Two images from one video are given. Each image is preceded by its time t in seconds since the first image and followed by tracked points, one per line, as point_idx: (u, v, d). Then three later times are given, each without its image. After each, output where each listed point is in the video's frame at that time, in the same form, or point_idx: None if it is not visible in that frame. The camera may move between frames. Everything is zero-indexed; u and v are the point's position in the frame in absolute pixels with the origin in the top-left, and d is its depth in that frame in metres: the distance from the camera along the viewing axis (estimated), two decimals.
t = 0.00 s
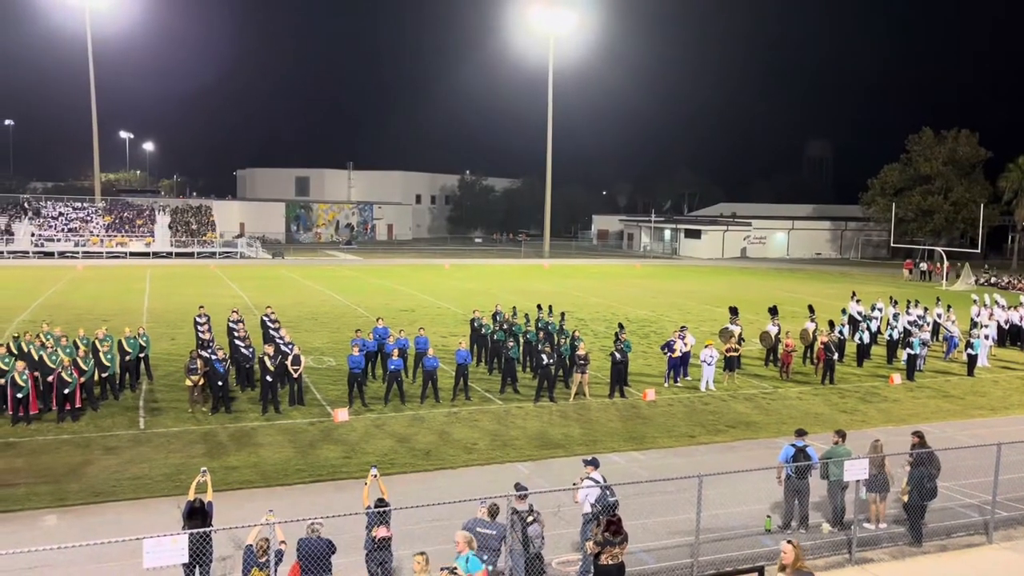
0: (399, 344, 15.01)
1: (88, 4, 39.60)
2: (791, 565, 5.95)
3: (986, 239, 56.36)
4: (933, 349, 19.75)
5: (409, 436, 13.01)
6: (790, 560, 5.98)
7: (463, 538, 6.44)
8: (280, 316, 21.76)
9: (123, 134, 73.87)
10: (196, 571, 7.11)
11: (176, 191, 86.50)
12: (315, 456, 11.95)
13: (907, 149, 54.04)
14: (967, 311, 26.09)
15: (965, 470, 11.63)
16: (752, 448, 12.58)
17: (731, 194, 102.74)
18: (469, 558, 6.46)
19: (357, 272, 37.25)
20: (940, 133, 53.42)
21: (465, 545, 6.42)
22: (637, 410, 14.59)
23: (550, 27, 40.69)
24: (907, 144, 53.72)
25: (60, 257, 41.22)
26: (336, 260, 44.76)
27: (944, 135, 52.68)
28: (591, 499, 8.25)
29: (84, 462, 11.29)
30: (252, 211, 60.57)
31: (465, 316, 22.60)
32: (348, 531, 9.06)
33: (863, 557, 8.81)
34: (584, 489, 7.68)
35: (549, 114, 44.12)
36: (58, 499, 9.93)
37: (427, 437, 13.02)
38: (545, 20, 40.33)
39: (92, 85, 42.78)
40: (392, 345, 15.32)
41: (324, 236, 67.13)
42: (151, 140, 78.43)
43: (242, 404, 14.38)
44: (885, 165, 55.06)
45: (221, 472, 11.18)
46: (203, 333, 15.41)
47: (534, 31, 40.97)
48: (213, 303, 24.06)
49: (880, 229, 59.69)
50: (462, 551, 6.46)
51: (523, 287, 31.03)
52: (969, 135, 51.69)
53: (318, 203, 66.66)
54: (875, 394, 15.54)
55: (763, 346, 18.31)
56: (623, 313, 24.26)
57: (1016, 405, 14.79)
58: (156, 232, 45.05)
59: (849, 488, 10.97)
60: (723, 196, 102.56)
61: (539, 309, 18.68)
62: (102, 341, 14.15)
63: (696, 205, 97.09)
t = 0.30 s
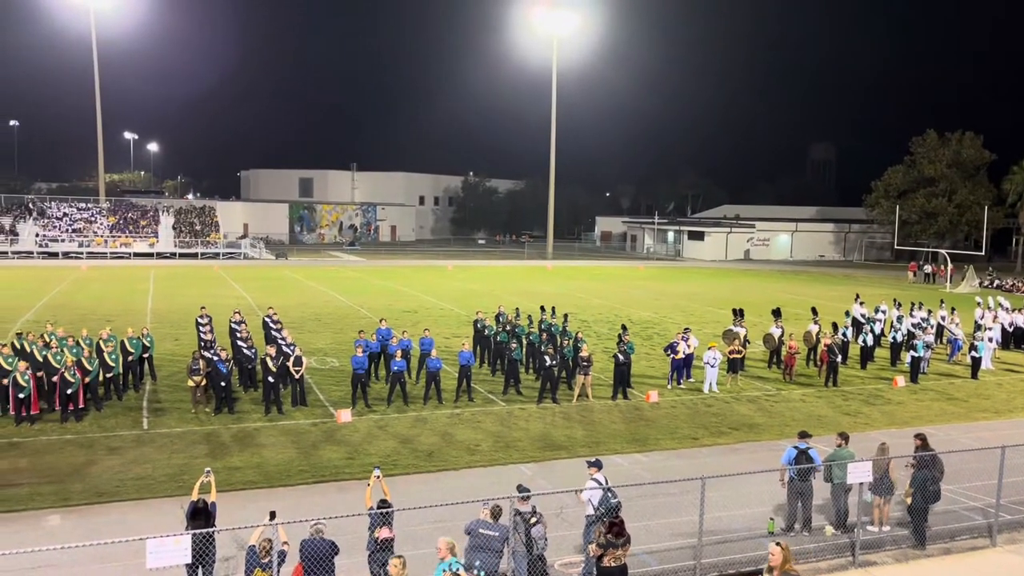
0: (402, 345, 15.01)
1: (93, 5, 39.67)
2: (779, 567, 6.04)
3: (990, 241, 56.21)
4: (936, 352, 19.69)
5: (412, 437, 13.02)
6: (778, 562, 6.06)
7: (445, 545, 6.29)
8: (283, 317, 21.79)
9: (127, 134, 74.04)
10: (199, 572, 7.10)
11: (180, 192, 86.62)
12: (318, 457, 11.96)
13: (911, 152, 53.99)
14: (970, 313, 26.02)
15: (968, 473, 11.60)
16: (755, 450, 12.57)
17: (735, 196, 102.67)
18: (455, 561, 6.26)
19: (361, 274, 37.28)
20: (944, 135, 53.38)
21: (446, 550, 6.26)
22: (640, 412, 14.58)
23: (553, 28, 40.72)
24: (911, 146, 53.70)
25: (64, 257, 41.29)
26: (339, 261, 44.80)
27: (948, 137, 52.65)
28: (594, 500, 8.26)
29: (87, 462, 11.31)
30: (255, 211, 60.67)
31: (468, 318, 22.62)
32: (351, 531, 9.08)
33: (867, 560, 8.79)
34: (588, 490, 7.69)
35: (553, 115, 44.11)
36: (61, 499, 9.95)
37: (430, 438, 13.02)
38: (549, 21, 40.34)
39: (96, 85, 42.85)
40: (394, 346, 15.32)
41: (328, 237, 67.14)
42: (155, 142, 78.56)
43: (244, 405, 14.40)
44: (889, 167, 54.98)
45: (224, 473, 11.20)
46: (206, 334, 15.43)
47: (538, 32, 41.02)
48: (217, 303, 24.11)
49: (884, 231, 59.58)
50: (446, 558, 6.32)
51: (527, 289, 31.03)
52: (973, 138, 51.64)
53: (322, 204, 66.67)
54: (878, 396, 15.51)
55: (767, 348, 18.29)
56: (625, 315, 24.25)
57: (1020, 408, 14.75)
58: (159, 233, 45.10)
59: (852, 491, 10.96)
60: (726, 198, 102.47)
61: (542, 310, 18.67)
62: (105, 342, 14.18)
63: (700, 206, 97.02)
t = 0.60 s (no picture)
0: (404, 347, 15.01)
1: (97, 7, 39.77)
2: (769, 564, 6.05)
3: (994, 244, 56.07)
4: (940, 355, 19.66)
5: (415, 439, 13.02)
6: (769, 560, 6.07)
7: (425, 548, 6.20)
8: (287, 318, 21.81)
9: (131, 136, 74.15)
10: (202, 572, 7.11)
11: (184, 194, 86.80)
12: (321, 458, 11.97)
13: (915, 154, 53.93)
14: (974, 316, 25.96)
15: (972, 476, 11.57)
16: (758, 453, 12.56)
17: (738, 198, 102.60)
18: (435, 566, 6.20)
19: (364, 275, 37.33)
20: (948, 137, 53.32)
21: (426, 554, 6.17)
22: (642, 414, 14.57)
23: (556, 30, 40.76)
24: (915, 148, 53.65)
25: (68, 258, 41.37)
26: (342, 263, 44.82)
27: (952, 139, 52.57)
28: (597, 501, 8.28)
29: (90, 463, 11.34)
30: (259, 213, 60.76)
31: (471, 319, 22.61)
32: (354, 533, 9.09)
33: (870, 562, 8.78)
34: (590, 492, 7.71)
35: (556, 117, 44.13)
36: (64, 500, 9.96)
37: (433, 439, 13.02)
38: (552, 24, 40.38)
39: (100, 87, 42.93)
40: (397, 347, 15.33)
41: (331, 238, 67.17)
42: (159, 143, 78.75)
43: (247, 406, 14.41)
44: (892, 169, 54.90)
45: (226, 473, 11.22)
46: (208, 335, 15.44)
47: (541, 34, 41.02)
48: (220, 304, 24.13)
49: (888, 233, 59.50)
50: (425, 562, 6.26)
51: (530, 291, 31.05)
52: (977, 140, 51.56)
53: (325, 205, 66.69)
54: (881, 399, 15.48)
55: (770, 350, 18.26)
56: (628, 316, 24.23)
57: None
58: (163, 234, 45.18)
59: (855, 494, 10.95)
60: (729, 200, 102.40)
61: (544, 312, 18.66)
62: (109, 343, 14.21)
63: (702, 208, 97.03)
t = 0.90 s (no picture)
0: (406, 348, 15.01)
1: (99, 8, 39.79)
2: (748, 566, 5.88)
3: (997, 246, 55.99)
4: (942, 357, 19.63)
5: (416, 441, 13.02)
6: (748, 561, 5.90)
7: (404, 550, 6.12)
8: (289, 320, 21.82)
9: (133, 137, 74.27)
10: (204, 574, 7.11)
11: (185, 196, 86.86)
12: (322, 460, 11.96)
13: (917, 156, 53.91)
14: (976, 318, 25.93)
15: (974, 478, 11.57)
16: (760, 455, 12.54)
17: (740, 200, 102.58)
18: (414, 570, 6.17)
19: (366, 277, 37.32)
20: (950, 140, 53.31)
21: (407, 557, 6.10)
22: (644, 416, 14.56)
23: (557, 32, 40.76)
24: (916, 150, 53.63)
25: (70, 260, 41.37)
26: (343, 264, 44.83)
27: (954, 141, 52.54)
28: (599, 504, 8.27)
29: (93, 464, 11.34)
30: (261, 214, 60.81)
31: (473, 321, 22.61)
32: (356, 535, 9.08)
33: (872, 565, 8.77)
34: (593, 493, 7.71)
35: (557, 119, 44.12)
36: (66, 501, 9.96)
37: (434, 441, 13.02)
38: (553, 26, 40.39)
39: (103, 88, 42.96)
40: (399, 349, 15.32)
41: (332, 240, 67.15)
42: (160, 145, 78.81)
43: (249, 407, 14.42)
44: (894, 172, 54.88)
45: (228, 474, 11.24)
46: (211, 336, 15.42)
47: (543, 36, 41.04)
48: (221, 306, 24.10)
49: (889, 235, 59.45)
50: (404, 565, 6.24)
51: (532, 292, 31.05)
52: (979, 142, 51.51)
53: (327, 207, 66.65)
54: (883, 401, 15.46)
55: (772, 353, 18.24)
56: (630, 318, 24.20)
57: None
58: (165, 235, 45.19)
59: (856, 496, 10.94)
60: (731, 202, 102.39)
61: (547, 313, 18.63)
62: (113, 345, 14.24)
63: (704, 210, 97.05)
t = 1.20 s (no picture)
0: (406, 350, 15.01)
1: (99, 10, 39.77)
2: (722, 567, 5.73)
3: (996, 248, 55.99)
4: (941, 360, 19.64)
5: (416, 442, 13.02)
6: (722, 562, 5.75)
7: (386, 554, 6.35)
8: (289, 321, 21.82)
9: (133, 138, 74.24)
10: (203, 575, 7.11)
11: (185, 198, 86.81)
12: (322, 462, 11.96)
13: (916, 158, 53.93)
14: (975, 320, 25.98)
15: (973, 480, 11.57)
16: (759, 457, 12.55)
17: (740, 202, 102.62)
18: (394, 571, 6.34)
19: (366, 278, 37.34)
20: (949, 142, 53.32)
21: (387, 559, 6.32)
22: (644, 418, 14.55)
23: (557, 34, 40.79)
24: (916, 152, 53.66)
25: (70, 262, 41.34)
26: (343, 266, 44.81)
27: (954, 143, 52.55)
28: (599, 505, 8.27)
29: (92, 465, 11.35)
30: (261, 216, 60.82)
31: (472, 323, 22.64)
32: (355, 536, 9.08)
33: (871, 567, 8.77)
34: (593, 494, 7.71)
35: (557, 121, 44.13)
36: (65, 503, 9.95)
37: (434, 442, 13.03)
38: (553, 28, 40.41)
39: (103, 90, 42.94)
40: (398, 350, 15.33)
41: (332, 241, 67.11)
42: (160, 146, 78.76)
43: (249, 409, 14.41)
44: (894, 174, 54.90)
45: (228, 476, 11.24)
46: (212, 338, 15.42)
47: (543, 38, 41.05)
48: (221, 308, 24.10)
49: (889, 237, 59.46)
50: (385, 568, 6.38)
51: (532, 294, 31.06)
52: (978, 144, 51.51)
53: (327, 209, 66.58)
54: (883, 403, 15.47)
55: (771, 354, 18.25)
56: (630, 320, 24.21)
57: None
58: (165, 237, 45.16)
59: (856, 498, 10.95)
60: (731, 204, 102.44)
61: (547, 315, 18.63)
62: (115, 346, 14.23)
63: (704, 212, 97.13)
